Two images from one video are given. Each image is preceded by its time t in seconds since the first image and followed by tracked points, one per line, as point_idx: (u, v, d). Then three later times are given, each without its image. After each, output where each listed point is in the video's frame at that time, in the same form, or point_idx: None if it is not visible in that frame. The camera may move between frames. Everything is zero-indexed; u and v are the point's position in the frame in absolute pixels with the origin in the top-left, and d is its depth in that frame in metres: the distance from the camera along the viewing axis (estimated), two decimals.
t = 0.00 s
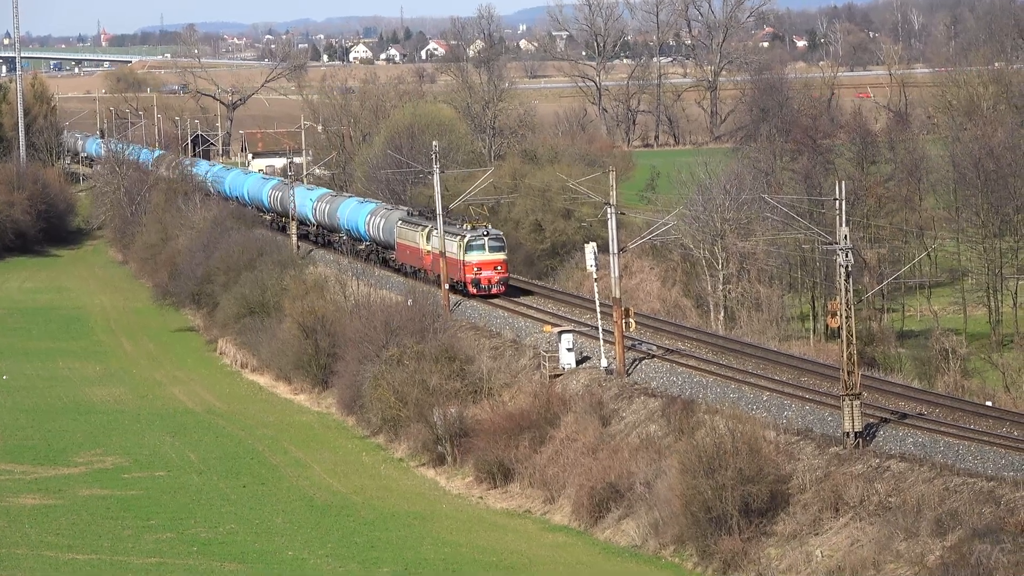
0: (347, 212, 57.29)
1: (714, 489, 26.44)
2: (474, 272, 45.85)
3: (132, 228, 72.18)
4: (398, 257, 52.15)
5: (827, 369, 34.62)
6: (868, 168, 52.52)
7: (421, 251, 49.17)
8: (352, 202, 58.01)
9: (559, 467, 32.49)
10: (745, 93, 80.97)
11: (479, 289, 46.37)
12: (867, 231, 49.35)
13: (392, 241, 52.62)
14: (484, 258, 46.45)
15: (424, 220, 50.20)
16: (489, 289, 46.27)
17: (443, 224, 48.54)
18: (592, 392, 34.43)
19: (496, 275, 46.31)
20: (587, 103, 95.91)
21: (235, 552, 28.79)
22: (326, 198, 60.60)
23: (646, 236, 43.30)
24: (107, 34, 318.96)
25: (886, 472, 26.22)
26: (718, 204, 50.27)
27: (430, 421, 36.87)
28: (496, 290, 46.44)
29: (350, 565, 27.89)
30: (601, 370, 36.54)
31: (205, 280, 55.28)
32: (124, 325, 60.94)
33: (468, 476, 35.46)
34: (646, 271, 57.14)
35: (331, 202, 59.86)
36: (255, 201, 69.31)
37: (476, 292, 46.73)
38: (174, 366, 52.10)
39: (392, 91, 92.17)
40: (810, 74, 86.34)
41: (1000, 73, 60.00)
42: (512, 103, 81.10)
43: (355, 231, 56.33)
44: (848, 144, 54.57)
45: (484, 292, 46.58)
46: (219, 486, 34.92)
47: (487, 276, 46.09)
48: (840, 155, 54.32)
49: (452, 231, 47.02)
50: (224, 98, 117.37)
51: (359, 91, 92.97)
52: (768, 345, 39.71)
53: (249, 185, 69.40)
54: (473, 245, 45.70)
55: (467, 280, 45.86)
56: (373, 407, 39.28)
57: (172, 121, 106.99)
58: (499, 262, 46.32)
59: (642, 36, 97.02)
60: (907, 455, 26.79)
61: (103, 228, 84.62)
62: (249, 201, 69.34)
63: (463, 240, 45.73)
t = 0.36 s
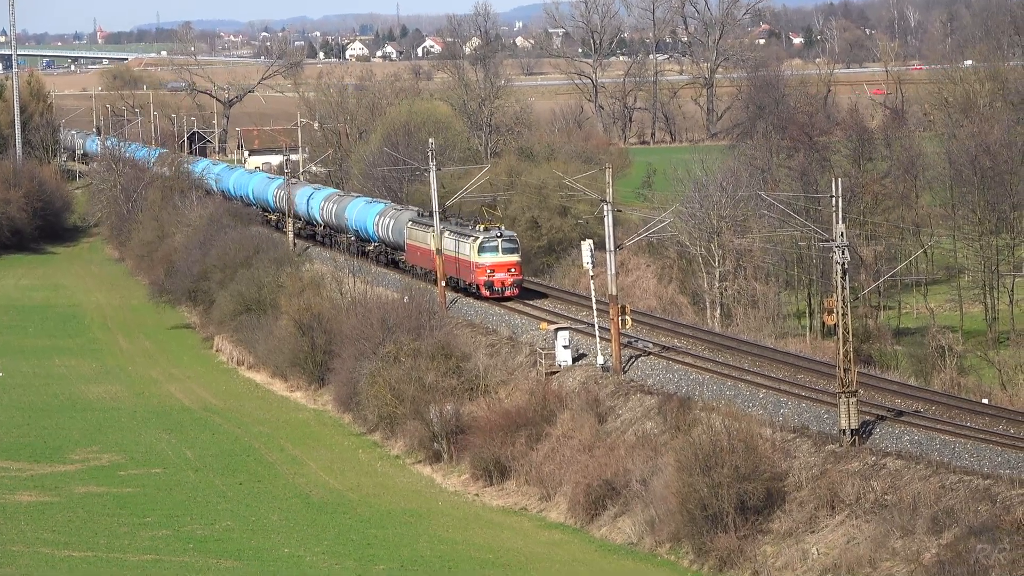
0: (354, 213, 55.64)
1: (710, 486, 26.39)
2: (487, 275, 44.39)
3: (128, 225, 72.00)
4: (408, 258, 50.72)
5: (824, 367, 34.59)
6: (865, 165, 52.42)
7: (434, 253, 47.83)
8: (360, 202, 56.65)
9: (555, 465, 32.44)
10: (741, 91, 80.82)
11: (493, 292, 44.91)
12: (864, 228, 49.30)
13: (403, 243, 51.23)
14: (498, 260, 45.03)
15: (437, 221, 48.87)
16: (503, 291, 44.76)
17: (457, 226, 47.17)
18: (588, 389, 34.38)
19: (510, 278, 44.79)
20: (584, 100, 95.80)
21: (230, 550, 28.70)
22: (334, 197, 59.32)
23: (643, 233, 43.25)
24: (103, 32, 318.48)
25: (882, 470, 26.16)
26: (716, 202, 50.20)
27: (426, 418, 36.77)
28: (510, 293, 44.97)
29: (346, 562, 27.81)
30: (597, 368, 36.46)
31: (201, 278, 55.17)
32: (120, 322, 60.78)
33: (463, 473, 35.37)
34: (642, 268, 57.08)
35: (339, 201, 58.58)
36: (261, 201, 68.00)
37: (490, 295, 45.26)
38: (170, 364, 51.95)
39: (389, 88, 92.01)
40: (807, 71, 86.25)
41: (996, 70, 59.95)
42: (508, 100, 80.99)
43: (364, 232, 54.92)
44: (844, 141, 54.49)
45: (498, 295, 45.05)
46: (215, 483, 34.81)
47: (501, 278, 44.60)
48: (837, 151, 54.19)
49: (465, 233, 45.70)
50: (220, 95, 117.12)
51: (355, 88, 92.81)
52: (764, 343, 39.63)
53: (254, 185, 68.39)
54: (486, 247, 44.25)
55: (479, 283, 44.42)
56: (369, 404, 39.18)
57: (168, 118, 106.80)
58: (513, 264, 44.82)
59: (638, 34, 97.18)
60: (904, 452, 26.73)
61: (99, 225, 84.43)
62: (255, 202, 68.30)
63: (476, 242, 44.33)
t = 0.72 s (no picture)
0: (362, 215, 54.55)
1: (706, 484, 26.41)
2: (500, 278, 43.21)
3: (123, 223, 71.89)
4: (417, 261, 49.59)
5: (818, 365, 34.61)
6: (860, 163, 52.42)
7: (445, 255, 46.72)
8: (367, 202, 55.49)
9: (550, 463, 32.43)
10: (736, 88, 80.83)
11: (505, 296, 43.74)
12: (858, 226, 49.35)
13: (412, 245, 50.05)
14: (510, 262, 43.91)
15: (448, 224, 47.78)
16: (516, 295, 43.65)
17: (468, 229, 46.09)
18: (583, 387, 34.39)
19: (523, 282, 43.69)
20: (578, 98, 95.80)
21: (226, 548, 28.66)
22: (340, 198, 58.16)
23: (639, 230, 43.21)
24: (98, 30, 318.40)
25: (878, 468, 26.13)
26: (710, 199, 50.24)
27: (421, 416, 36.73)
28: (523, 297, 43.82)
29: (341, 560, 27.80)
30: (592, 366, 36.44)
31: (196, 276, 55.11)
32: (116, 320, 60.70)
33: (459, 471, 35.33)
34: (637, 266, 57.11)
35: (345, 202, 57.42)
36: (264, 200, 66.84)
37: (502, 299, 44.14)
38: (165, 362, 51.87)
39: (383, 86, 91.96)
40: (801, 69, 86.32)
41: (991, 68, 59.99)
42: (503, 98, 80.99)
43: (371, 233, 53.71)
44: (839, 138, 54.55)
45: (510, 299, 43.94)
46: (211, 481, 34.78)
47: (513, 281, 43.45)
48: (832, 149, 54.24)
49: (477, 236, 44.60)
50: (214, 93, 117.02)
51: (350, 86, 92.76)
52: (759, 340, 39.67)
53: (257, 186, 67.06)
54: (498, 248, 43.11)
55: (491, 286, 43.25)
56: (364, 402, 39.15)
57: (163, 116, 106.71)
58: (526, 267, 43.74)
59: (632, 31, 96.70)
60: (899, 450, 26.72)
61: (95, 223, 84.32)
62: (259, 203, 67.07)
63: (488, 244, 43.24)
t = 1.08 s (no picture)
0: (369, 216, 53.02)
1: (700, 481, 26.42)
2: (512, 280, 42.34)
3: (117, 220, 71.72)
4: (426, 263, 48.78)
5: (812, 362, 34.63)
6: (854, 160, 52.43)
7: (456, 257, 45.82)
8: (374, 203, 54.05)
9: (544, 460, 32.40)
10: (730, 85, 80.88)
11: (517, 298, 42.88)
12: (852, 222, 49.40)
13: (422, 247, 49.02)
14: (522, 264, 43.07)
15: (458, 225, 46.89)
16: (528, 298, 42.74)
17: (479, 230, 45.20)
18: (577, 384, 34.35)
19: (535, 284, 42.80)
20: (573, 95, 95.69)
21: (220, 545, 28.61)
22: (346, 198, 56.82)
23: (633, 227, 43.18)
24: (92, 27, 317.32)
25: (871, 464, 26.12)
26: (705, 197, 50.23)
27: (415, 413, 36.69)
28: (535, 300, 42.95)
29: (335, 557, 27.75)
30: (586, 363, 36.43)
31: (190, 273, 55.01)
32: (110, 318, 60.57)
33: (453, 468, 35.30)
34: (631, 263, 57.08)
35: (351, 202, 56.08)
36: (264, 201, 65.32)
37: (515, 301, 43.24)
38: (159, 359, 51.78)
39: (378, 83, 91.80)
40: (796, 66, 86.29)
41: (985, 65, 60.03)
42: (497, 95, 80.85)
43: (378, 233, 52.26)
44: (833, 136, 54.57)
45: (523, 302, 43.03)
46: (205, 479, 34.71)
47: (526, 284, 42.61)
48: (826, 146, 54.27)
49: (488, 238, 43.72)
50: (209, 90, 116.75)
51: (344, 83, 92.60)
52: (753, 337, 39.68)
53: (260, 184, 65.57)
54: (511, 250, 42.29)
55: (504, 289, 42.39)
56: (359, 399, 39.10)
57: (157, 113, 106.44)
58: (538, 269, 42.85)
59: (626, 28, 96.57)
60: (893, 447, 26.69)
61: (89, 220, 84.12)
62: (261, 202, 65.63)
63: (500, 246, 42.35)
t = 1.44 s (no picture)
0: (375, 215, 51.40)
1: (692, 478, 26.39)
2: (524, 283, 40.77)
3: (109, 217, 71.52)
4: (436, 265, 47.30)
5: (805, 359, 34.62)
6: (846, 157, 52.50)
7: (465, 259, 44.24)
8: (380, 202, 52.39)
9: (537, 457, 32.37)
10: (723, 82, 80.93)
11: (529, 302, 41.30)
12: (845, 220, 49.45)
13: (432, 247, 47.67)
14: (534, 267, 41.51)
15: (467, 226, 45.31)
16: (540, 301, 41.17)
17: (490, 231, 43.61)
18: (569, 381, 34.36)
19: (548, 287, 41.17)
20: (565, 92, 95.60)
21: (213, 542, 28.51)
22: (350, 198, 55.28)
23: (625, 223, 43.16)
24: (84, 24, 316.79)
25: (864, 462, 26.07)
26: (697, 194, 50.22)
27: (408, 411, 36.62)
28: (548, 303, 41.36)
29: (328, 554, 27.69)
30: (579, 360, 36.36)
31: (183, 270, 54.88)
32: (102, 314, 60.39)
33: (445, 465, 35.23)
34: (624, 260, 57.04)
35: (356, 201, 54.51)
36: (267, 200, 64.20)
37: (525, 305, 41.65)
38: (152, 356, 51.63)
39: (371, 80, 91.67)
40: (789, 63, 86.32)
41: (978, 62, 60.10)
42: (490, 92, 80.72)
43: (384, 234, 50.58)
44: (826, 133, 54.59)
45: (535, 305, 41.40)
46: (198, 476, 34.61)
47: (538, 287, 41.02)
48: (819, 144, 54.28)
49: (499, 239, 42.15)
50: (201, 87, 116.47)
51: (337, 80, 92.46)
52: (746, 335, 39.68)
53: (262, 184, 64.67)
54: (522, 252, 40.76)
55: (515, 292, 40.84)
56: (351, 396, 39.03)
57: (149, 110, 106.18)
58: (551, 272, 41.31)
59: (619, 26, 95.27)
60: (885, 444, 26.65)
61: (81, 217, 83.89)
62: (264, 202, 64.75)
63: (512, 247, 40.79)
